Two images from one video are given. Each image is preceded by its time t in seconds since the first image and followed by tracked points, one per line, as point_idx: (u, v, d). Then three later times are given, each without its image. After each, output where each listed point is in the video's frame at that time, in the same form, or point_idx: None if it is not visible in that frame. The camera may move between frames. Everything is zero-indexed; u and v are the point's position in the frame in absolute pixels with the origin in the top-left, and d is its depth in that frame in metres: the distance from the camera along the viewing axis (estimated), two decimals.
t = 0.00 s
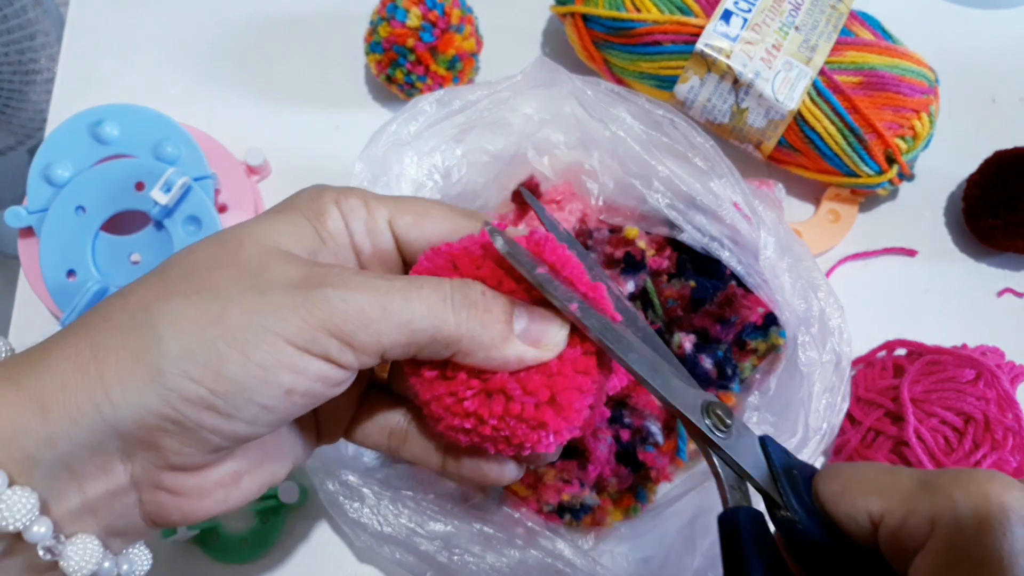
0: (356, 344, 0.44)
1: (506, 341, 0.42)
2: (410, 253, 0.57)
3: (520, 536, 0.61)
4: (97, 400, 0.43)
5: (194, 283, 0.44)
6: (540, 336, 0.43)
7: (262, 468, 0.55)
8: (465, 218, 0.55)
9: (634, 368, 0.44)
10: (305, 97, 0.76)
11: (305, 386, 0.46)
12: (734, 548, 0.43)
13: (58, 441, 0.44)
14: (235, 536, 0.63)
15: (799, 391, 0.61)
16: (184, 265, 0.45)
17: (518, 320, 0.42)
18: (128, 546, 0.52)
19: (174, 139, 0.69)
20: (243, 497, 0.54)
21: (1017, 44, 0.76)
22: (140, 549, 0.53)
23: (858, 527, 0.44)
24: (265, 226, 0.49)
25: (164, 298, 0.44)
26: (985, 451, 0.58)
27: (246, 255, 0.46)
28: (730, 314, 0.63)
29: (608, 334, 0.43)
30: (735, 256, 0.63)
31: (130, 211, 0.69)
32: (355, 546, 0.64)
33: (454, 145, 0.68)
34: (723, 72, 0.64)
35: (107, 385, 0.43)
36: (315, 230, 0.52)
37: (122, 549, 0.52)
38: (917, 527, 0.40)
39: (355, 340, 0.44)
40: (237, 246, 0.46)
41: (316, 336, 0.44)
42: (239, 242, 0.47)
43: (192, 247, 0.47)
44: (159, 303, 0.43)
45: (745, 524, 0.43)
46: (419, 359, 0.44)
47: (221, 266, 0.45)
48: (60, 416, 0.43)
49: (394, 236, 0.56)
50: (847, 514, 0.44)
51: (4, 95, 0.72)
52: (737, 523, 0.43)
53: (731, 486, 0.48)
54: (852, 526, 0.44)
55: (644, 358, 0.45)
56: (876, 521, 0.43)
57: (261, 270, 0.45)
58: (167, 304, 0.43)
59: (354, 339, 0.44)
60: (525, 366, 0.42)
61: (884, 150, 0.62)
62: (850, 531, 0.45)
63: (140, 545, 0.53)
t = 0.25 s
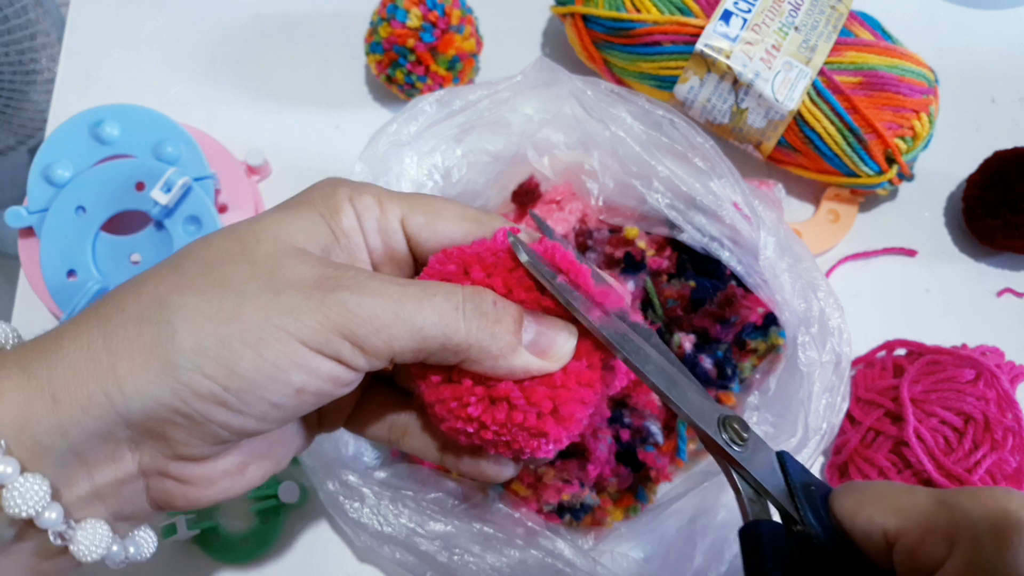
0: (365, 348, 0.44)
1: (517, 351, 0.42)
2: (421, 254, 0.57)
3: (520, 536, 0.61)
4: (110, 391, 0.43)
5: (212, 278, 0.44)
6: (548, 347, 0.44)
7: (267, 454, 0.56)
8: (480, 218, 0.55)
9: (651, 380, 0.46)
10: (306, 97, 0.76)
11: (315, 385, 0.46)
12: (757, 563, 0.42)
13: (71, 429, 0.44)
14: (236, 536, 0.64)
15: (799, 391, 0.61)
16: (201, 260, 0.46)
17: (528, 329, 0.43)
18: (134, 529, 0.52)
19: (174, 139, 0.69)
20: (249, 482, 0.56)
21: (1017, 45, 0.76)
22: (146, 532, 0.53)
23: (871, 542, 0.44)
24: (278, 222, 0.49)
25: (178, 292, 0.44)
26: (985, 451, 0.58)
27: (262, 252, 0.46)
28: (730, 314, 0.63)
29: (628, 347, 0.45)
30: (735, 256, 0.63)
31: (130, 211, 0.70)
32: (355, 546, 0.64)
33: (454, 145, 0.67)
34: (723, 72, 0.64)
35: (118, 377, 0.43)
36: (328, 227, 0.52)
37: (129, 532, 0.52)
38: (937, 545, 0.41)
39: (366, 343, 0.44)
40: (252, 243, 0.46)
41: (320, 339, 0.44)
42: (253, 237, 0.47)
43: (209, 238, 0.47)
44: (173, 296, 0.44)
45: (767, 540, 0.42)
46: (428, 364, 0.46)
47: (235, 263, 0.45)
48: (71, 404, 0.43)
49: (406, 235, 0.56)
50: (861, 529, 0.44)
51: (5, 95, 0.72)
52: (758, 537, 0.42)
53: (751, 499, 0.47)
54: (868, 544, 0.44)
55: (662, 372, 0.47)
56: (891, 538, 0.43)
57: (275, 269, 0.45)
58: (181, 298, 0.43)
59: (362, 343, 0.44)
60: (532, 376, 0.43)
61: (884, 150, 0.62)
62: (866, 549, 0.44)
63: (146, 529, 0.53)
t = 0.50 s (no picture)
0: (359, 358, 0.44)
1: (509, 368, 0.43)
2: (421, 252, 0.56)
3: (520, 536, 0.61)
4: (102, 384, 0.43)
5: (210, 277, 0.44)
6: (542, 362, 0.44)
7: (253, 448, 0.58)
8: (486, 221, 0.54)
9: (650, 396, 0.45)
10: (306, 97, 0.76)
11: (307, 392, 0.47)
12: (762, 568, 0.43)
13: (59, 419, 0.44)
14: (236, 535, 0.64)
15: (799, 391, 0.61)
16: (199, 254, 0.45)
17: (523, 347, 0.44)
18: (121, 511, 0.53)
19: (174, 139, 0.69)
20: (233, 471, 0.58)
21: (1017, 45, 0.76)
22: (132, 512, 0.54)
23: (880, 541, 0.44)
24: (277, 218, 0.48)
25: (176, 287, 0.43)
26: (985, 451, 0.58)
27: (262, 252, 0.45)
28: (730, 314, 0.63)
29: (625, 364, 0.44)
30: (735, 256, 0.63)
31: (130, 211, 0.70)
32: (355, 546, 0.64)
33: (454, 145, 0.67)
34: (723, 72, 0.64)
35: (112, 372, 0.43)
36: (327, 221, 0.51)
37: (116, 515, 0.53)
38: (940, 542, 0.41)
39: (362, 355, 0.44)
40: (252, 240, 0.46)
41: (321, 347, 0.44)
42: (254, 234, 0.46)
43: (206, 231, 0.46)
44: (170, 291, 0.43)
45: (771, 551, 0.43)
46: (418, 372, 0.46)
47: (234, 262, 0.45)
48: (59, 397, 0.43)
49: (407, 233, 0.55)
50: (869, 529, 0.45)
51: (5, 95, 0.72)
52: (763, 547, 0.44)
53: (756, 507, 0.47)
54: (875, 541, 0.45)
55: (663, 385, 0.45)
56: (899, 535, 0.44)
57: (277, 269, 0.44)
58: (178, 294, 0.43)
59: (357, 354, 0.44)
60: (523, 394, 0.44)
61: (884, 150, 0.62)
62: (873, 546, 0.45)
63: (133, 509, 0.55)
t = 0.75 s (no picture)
0: (363, 382, 0.45)
1: (511, 408, 0.45)
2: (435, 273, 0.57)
3: (520, 536, 0.61)
4: (105, 386, 0.42)
5: (223, 284, 0.44)
6: (544, 402, 0.47)
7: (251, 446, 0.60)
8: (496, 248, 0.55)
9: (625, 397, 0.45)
10: (306, 97, 0.76)
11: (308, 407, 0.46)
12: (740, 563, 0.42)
13: (59, 415, 0.43)
14: (236, 535, 0.64)
15: (799, 391, 0.61)
16: (214, 261, 0.45)
17: (527, 387, 0.46)
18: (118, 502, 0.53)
19: (174, 139, 0.69)
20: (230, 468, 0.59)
21: (1017, 45, 0.76)
22: (130, 503, 0.54)
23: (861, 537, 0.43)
24: (296, 230, 0.48)
25: (187, 293, 0.43)
26: (985, 451, 0.58)
27: (279, 265, 0.46)
28: (730, 314, 0.62)
29: (596, 367, 0.45)
30: (734, 256, 0.63)
31: (130, 211, 0.69)
32: (355, 546, 0.64)
33: (454, 145, 0.68)
34: (723, 72, 0.64)
35: (116, 371, 0.42)
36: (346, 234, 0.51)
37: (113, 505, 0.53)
38: (920, 538, 0.40)
39: (366, 379, 0.44)
40: (271, 252, 0.46)
41: (325, 368, 0.44)
42: (269, 245, 0.47)
43: (224, 238, 0.47)
44: (182, 297, 0.43)
45: (750, 541, 0.42)
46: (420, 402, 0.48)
47: (248, 272, 0.45)
48: (61, 393, 0.42)
49: (422, 253, 0.56)
50: (850, 526, 0.44)
51: (5, 95, 0.72)
52: (741, 540, 0.42)
53: (734, 506, 0.45)
54: (856, 538, 0.44)
55: (636, 386, 0.46)
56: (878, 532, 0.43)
57: (290, 284, 0.45)
58: (190, 301, 0.43)
59: (360, 377, 0.44)
60: (520, 432, 0.46)
61: (884, 150, 0.62)
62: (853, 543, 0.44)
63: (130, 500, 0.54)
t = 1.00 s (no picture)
0: (361, 378, 0.45)
1: (501, 416, 0.46)
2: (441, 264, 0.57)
3: (520, 536, 0.61)
4: (109, 364, 0.42)
5: (230, 269, 0.44)
6: (535, 411, 0.47)
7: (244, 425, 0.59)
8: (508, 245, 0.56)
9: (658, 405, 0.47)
10: (306, 97, 0.76)
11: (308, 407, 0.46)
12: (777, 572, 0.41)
13: (62, 390, 0.43)
14: (236, 535, 0.64)
15: (799, 391, 0.61)
16: (222, 244, 0.45)
17: (520, 397, 0.46)
18: (114, 472, 0.53)
19: (174, 139, 0.69)
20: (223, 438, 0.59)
21: (1016, 45, 0.76)
22: (127, 472, 0.53)
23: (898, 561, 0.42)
24: (305, 218, 0.48)
25: (194, 275, 0.43)
26: (985, 451, 0.58)
27: (287, 254, 0.45)
28: (730, 314, 0.63)
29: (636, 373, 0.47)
30: (734, 256, 0.63)
31: (130, 211, 0.69)
32: (355, 546, 0.64)
33: (454, 145, 0.68)
34: (723, 72, 0.64)
35: (120, 350, 0.42)
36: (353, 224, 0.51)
37: (110, 475, 0.52)
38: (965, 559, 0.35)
39: (362, 377, 0.45)
40: (280, 240, 0.46)
41: (323, 362, 0.44)
42: (278, 232, 0.46)
43: (234, 218, 0.46)
44: (188, 279, 0.43)
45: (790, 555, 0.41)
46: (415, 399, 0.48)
47: (257, 259, 0.45)
48: (64, 370, 0.42)
49: (430, 244, 0.56)
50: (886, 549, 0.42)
51: (5, 94, 0.72)
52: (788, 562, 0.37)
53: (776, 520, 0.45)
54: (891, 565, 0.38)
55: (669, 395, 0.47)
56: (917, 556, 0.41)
57: (298, 275, 0.45)
58: (197, 283, 0.43)
59: (358, 374, 0.44)
60: (509, 437, 0.47)
61: (883, 150, 0.62)
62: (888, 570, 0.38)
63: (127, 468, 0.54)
